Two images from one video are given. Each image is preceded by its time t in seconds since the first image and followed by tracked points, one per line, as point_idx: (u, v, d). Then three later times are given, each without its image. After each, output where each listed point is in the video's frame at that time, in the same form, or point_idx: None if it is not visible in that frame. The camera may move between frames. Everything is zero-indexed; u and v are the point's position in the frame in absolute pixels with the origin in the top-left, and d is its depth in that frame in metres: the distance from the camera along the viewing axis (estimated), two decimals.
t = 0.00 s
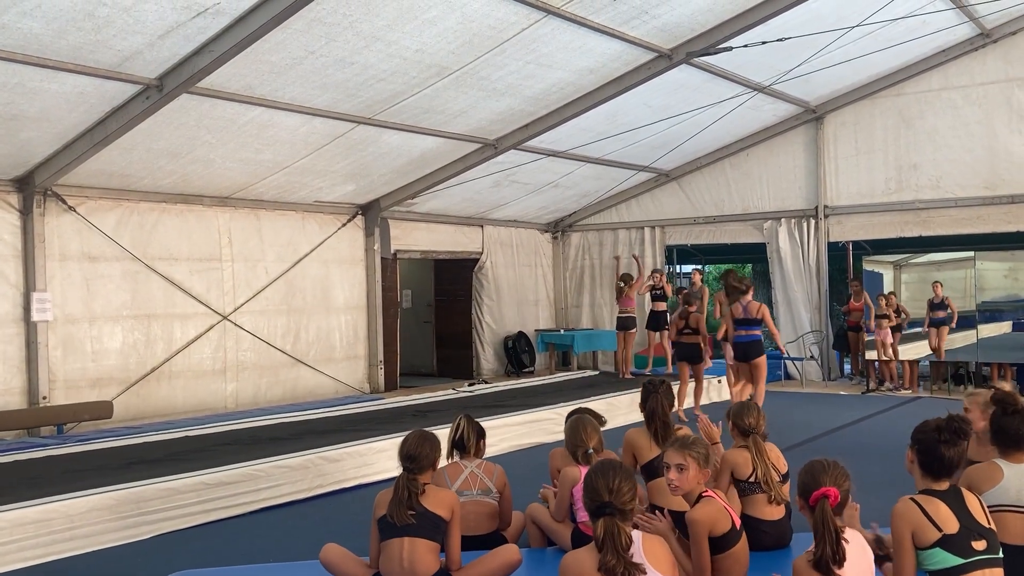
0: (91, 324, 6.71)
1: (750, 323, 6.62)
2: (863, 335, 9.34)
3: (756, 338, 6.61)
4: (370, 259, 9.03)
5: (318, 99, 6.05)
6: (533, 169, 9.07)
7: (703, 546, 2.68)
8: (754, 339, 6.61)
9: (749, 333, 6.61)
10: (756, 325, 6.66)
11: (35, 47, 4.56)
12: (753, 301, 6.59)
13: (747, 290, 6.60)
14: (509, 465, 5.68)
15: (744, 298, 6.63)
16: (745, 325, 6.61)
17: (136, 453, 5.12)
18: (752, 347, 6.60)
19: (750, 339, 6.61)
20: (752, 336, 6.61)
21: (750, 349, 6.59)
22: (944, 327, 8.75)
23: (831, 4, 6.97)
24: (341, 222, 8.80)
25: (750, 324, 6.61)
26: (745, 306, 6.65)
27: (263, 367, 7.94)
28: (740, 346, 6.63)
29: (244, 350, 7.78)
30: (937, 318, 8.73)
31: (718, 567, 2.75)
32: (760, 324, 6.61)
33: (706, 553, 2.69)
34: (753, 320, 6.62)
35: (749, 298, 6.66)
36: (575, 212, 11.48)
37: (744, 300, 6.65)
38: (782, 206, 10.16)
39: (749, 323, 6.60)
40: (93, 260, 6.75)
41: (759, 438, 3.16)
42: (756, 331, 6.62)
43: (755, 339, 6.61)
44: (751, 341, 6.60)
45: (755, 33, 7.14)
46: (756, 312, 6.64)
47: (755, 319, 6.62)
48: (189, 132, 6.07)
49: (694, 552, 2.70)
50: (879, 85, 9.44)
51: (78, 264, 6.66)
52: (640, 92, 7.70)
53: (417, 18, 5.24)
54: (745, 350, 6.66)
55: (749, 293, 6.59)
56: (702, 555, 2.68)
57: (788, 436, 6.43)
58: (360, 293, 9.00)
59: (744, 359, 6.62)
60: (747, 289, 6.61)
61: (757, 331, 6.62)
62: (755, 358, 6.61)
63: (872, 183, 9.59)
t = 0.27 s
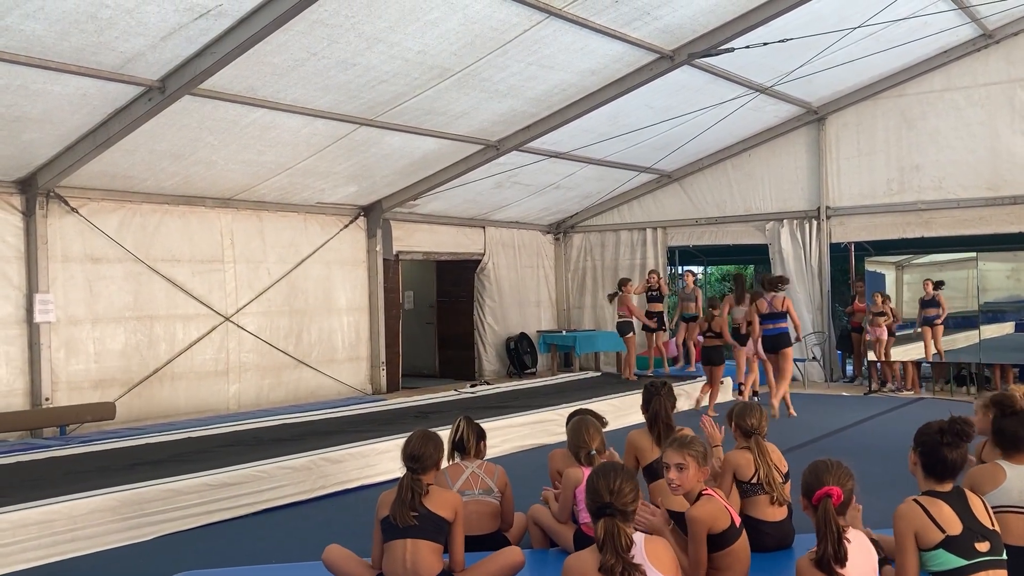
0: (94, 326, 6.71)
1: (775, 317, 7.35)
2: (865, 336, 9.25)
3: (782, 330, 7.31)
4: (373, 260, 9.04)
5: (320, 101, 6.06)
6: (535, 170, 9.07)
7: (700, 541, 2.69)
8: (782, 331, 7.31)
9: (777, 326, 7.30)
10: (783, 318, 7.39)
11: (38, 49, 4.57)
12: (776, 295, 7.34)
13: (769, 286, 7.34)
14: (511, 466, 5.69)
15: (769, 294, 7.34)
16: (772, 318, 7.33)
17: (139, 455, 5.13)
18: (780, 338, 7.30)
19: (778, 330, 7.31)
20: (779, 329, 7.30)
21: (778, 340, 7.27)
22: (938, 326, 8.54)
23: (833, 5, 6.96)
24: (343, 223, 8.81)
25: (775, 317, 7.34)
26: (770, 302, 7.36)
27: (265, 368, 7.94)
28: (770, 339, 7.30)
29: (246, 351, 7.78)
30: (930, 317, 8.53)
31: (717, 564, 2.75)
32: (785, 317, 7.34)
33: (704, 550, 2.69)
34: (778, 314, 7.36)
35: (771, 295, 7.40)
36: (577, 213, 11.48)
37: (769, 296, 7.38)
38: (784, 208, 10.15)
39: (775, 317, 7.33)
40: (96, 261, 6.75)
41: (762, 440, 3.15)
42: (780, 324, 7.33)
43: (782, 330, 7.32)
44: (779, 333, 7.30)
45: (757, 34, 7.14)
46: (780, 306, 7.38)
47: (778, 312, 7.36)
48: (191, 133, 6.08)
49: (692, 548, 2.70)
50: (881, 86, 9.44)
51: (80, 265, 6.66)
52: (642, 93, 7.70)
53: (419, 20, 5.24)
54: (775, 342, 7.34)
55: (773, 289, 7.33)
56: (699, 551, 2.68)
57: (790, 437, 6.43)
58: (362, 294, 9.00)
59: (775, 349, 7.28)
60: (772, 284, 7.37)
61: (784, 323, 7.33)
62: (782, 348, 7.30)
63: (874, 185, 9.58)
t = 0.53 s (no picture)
0: (98, 327, 6.73)
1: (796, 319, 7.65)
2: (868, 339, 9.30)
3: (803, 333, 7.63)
4: (376, 261, 9.04)
5: (324, 102, 6.06)
6: (538, 172, 9.08)
7: (704, 539, 2.69)
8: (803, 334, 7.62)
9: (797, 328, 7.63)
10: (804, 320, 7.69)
11: (43, 51, 4.58)
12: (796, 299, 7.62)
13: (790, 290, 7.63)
14: (515, 467, 5.69)
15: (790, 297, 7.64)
16: (794, 320, 7.64)
17: (143, 456, 5.14)
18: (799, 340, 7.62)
19: (799, 333, 7.62)
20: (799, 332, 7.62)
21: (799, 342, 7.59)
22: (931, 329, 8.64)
23: (837, 5, 6.95)
24: (347, 225, 8.82)
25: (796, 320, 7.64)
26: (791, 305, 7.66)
27: (269, 370, 7.95)
28: (792, 340, 7.64)
29: (250, 353, 7.79)
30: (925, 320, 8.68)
31: (720, 564, 2.75)
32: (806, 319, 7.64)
33: (707, 547, 2.69)
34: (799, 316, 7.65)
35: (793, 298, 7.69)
36: (581, 214, 11.48)
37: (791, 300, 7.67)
38: (788, 209, 10.14)
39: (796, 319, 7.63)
40: (100, 263, 6.76)
41: (765, 442, 3.15)
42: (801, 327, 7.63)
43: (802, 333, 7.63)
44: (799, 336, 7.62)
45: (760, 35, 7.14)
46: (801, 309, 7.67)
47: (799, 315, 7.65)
48: (195, 135, 6.09)
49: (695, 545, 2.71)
50: (885, 87, 9.43)
51: (85, 267, 6.67)
52: (646, 94, 7.70)
53: (423, 21, 5.25)
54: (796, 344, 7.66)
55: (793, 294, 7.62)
56: (703, 547, 2.69)
57: (794, 439, 6.43)
58: (366, 295, 9.01)
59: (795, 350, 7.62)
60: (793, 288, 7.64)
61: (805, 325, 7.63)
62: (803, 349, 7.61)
63: (878, 186, 9.57)
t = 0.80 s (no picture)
0: (105, 328, 6.74)
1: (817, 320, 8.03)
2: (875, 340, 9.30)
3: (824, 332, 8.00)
4: (382, 263, 9.05)
5: (330, 104, 6.07)
6: (544, 173, 9.08)
7: (714, 535, 2.69)
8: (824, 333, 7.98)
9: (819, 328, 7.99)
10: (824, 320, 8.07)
11: (51, 53, 4.60)
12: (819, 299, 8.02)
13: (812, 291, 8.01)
14: (521, 469, 5.69)
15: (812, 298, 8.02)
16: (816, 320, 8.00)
17: (150, 457, 5.15)
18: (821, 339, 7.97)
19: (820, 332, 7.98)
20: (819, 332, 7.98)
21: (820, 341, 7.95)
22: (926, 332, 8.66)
23: (844, 6, 6.93)
24: (353, 226, 8.83)
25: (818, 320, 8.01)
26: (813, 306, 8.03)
27: (275, 371, 7.96)
28: (813, 339, 7.99)
29: (257, 354, 7.80)
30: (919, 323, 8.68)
31: (729, 564, 2.74)
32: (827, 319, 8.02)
33: (717, 543, 2.69)
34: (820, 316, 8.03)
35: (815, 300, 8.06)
36: (587, 215, 11.48)
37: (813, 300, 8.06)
38: (795, 210, 10.12)
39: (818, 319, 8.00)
40: (107, 265, 6.78)
41: (772, 443, 3.14)
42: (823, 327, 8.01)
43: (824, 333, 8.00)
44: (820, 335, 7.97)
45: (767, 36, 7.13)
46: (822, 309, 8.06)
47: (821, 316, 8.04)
48: (202, 137, 6.10)
49: (706, 540, 2.71)
50: (892, 88, 9.41)
51: (92, 268, 6.69)
52: (652, 96, 7.70)
53: (429, 23, 5.26)
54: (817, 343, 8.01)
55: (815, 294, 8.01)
56: (714, 543, 2.69)
57: (801, 440, 6.42)
58: (372, 297, 9.02)
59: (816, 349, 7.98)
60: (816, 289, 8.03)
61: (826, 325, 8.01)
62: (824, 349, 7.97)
63: (885, 187, 9.54)
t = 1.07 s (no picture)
0: (118, 330, 6.77)
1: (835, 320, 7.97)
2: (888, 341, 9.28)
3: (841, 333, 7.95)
4: (393, 264, 9.07)
5: (342, 106, 6.09)
6: (555, 175, 9.08)
7: (731, 544, 2.68)
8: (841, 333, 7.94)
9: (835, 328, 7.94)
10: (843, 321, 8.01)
11: (64, 57, 4.62)
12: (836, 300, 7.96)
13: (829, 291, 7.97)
14: (532, 471, 5.68)
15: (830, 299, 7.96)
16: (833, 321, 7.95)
17: (162, 458, 5.17)
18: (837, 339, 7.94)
19: (837, 333, 7.94)
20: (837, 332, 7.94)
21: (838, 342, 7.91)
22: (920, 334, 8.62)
23: (857, 6, 6.90)
24: (364, 228, 8.85)
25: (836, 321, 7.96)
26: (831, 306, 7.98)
27: (287, 372, 7.98)
28: (830, 340, 7.96)
29: (269, 356, 7.83)
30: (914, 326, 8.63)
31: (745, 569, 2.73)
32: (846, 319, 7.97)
33: (733, 551, 2.68)
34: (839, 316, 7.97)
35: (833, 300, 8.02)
36: (598, 217, 11.47)
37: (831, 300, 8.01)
38: (807, 211, 10.09)
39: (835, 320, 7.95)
40: (120, 266, 6.81)
41: (785, 445, 3.13)
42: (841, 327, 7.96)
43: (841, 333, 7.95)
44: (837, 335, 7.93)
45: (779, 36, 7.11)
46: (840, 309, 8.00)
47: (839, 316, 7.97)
48: (214, 139, 6.12)
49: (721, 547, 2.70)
50: (904, 88, 9.37)
51: (105, 270, 6.72)
52: (663, 97, 7.69)
53: (440, 25, 5.26)
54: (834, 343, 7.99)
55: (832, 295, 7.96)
56: (730, 552, 2.68)
57: (813, 442, 6.40)
58: (383, 298, 9.03)
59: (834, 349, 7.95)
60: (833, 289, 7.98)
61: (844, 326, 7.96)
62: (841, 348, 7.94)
63: (898, 188, 9.49)
